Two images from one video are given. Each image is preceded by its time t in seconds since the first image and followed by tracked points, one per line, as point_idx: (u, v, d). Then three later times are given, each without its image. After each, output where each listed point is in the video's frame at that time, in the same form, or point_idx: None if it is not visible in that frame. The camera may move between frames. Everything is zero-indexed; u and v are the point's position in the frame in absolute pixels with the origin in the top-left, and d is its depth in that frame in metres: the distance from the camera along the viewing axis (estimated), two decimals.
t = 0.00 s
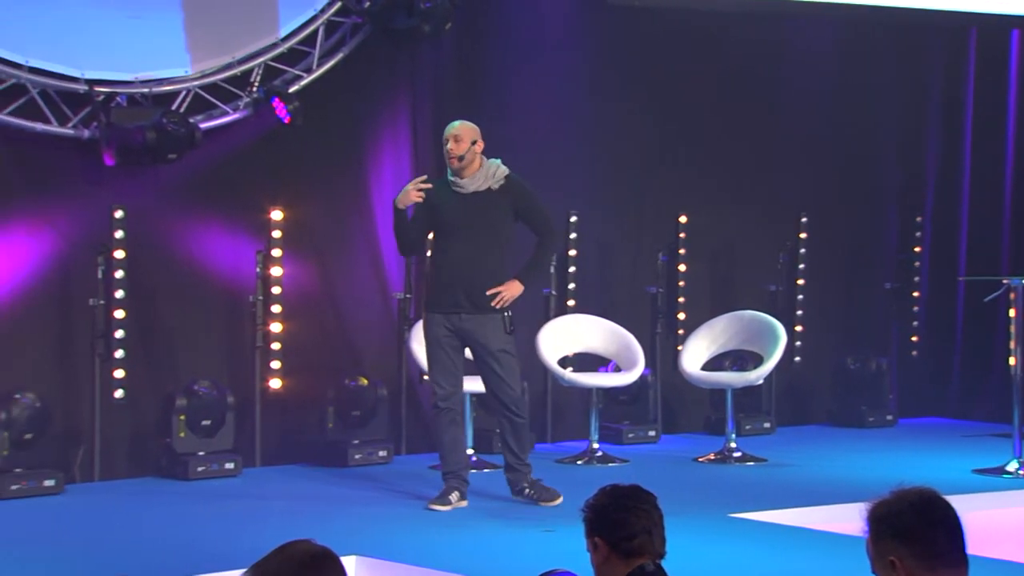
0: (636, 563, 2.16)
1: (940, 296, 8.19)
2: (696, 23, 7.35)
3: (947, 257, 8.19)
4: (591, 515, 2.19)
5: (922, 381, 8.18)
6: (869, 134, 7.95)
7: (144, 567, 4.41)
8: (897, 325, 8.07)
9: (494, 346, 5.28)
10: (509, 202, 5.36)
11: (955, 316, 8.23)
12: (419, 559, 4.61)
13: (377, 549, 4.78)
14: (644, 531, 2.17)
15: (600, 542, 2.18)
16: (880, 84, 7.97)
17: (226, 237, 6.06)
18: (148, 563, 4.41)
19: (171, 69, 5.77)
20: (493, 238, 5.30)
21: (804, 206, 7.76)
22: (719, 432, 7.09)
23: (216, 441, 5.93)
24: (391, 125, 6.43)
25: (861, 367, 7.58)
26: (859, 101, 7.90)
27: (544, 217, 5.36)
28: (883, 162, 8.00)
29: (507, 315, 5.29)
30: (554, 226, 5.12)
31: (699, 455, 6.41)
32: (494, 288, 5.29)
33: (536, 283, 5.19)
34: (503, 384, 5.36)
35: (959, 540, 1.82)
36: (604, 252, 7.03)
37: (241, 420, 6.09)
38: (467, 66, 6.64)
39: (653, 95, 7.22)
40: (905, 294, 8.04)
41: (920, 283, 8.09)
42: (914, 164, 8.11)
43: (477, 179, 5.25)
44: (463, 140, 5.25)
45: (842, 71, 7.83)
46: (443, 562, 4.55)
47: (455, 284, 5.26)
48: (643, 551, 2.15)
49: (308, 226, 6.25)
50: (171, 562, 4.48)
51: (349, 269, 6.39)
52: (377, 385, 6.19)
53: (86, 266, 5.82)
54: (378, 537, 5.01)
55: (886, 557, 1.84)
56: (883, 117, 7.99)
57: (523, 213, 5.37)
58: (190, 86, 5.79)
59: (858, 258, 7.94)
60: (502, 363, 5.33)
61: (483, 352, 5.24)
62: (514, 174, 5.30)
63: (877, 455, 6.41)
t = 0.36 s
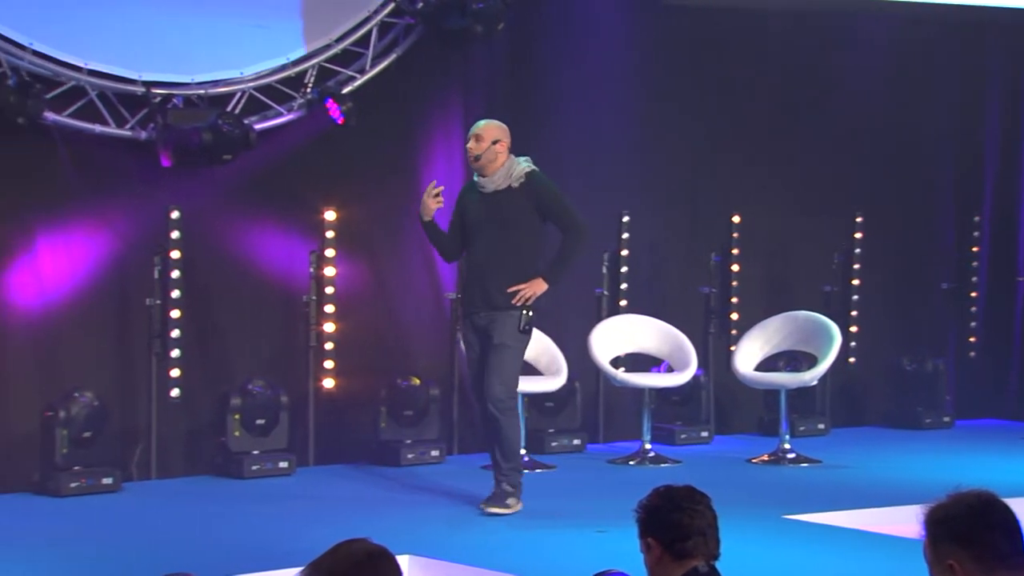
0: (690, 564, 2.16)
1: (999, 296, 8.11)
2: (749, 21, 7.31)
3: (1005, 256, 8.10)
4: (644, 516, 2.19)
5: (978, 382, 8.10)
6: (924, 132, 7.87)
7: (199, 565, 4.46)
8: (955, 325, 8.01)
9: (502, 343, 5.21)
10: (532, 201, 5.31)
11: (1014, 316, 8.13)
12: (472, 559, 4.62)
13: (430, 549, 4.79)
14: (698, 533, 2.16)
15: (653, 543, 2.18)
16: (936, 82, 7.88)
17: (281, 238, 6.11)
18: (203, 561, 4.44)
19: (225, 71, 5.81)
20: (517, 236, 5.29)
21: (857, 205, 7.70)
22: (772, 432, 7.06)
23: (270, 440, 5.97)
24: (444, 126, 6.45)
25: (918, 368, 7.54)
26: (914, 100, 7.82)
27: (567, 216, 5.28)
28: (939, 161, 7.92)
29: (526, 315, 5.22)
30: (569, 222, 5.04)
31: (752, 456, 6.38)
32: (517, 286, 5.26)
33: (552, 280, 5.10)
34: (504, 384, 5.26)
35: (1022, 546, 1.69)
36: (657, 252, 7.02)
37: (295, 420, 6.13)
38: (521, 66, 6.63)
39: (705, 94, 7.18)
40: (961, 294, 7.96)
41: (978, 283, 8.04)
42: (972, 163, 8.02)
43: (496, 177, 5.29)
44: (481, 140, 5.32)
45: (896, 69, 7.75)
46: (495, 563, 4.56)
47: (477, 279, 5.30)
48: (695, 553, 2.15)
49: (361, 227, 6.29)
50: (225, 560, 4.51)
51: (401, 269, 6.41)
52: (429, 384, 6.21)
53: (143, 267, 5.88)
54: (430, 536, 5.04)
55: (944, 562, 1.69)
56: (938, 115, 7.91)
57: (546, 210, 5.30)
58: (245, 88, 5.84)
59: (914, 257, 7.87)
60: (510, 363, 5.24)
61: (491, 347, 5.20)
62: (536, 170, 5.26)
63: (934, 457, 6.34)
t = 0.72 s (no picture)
0: (741, 565, 2.12)
1: None
2: (796, 20, 7.28)
3: None
4: (693, 517, 2.17)
5: None
6: (976, 131, 7.79)
7: (247, 563, 4.50)
8: (1008, 326, 7.92)
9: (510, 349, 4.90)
10: (547, 202, 4.98)
11: None
12: (521, 559, 4.61)
13: (478, 549, 4.79)
14: (748, 534, 2.13)
15: (702, 544, 2.15)
16: (988, 80, 7.81)
17: (330, 239, 6.14)
18: (251, 559, 4.49)
19: (277, 72, 5.93)
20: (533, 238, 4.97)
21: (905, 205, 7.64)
22: (822, 434, 7.03)
23: (319, 439, 5.99)
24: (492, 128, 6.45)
25: (969, 369, 7.45)
26: (965, 99, 7.74)
27: (583, 218, 4.90)
28: (991, 160, 7.84)
29: (540, 320, 4.91)
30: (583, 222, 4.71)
31: (802, 457, 6.34)
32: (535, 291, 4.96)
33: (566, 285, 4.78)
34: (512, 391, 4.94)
35: None
36: (705, 252, 7.00)
37: (344, 420, 6.15)
38: (569, 66, 6.63)
39: (754, 94, 7.16)
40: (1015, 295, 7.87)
41: None
42: None
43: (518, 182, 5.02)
44: (503, 145, 5.04)
45: (946, 67, 7.68)
46: (543, 563, 4.55)
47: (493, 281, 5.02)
48: (745, 554, 2.11)
49: (410, 227, 6.32)
50: (272, 558, 4.54)
51: (450, 269, 6.45)
52: (477, 384, 6.21)
53: (195, 267, 5.98)
54: (479, 536, 5.02)
55: (998, 564, 1.48)
56: (991, 113, 7.82)
57: (564, 213, 4.96)
58: (296, 89, 5.94)
59: (965, 258, 7.79)
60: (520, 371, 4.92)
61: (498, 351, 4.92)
62: (555, 170, 4.94)
63: (989, 461, 6.25)
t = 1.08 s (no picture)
0: (789, 567, 2.14)
1: None
2: (840, 19, 7.26)
3: None
4: (740, 518, 2.19)
5: None
6: None
7: (293, 563, 4.53)
8: None
9: (526, 350, 5.08)
10: (557, 199, 5.09)
11: None
12: (568, 561, 4.60)
13: (524, 549, 4.79)
14: (796, 535, 2.15)
15: (750, 546, 2.17)
16: None
17: (376, 237, 6.19)
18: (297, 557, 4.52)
19: (323, 73, 5.98)
20: (543, 236, 5.10)
21: (952, 204, 7.57)
22: (870, 435, 6.99)
23: (365, 439, 6.02)
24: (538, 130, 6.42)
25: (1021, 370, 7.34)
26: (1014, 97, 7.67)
27: (593, 215, 5.01)
28: None
29: (551, 317, 5.07)
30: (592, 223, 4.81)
31: (850, 459, 6.30)
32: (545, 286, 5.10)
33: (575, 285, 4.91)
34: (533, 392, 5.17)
35: None
36: (750, 252, 6.99)
37: (389, 420, 6.18)
38: (614, 66, 6.62)
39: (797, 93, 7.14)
40: None
41: None
42: None
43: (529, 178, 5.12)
44: (516, 143, 5.12)
45: (993, 66, 7.63)
46: (591, 565, 4.53)
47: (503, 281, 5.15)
48: (793, 556, 2.13)
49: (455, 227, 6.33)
50: (317, 557, 4.57)
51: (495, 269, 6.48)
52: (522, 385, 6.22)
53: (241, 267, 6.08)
54: (524, 536, 5.02)
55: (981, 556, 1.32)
56: None
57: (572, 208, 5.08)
58: (342, 89, 5.98)
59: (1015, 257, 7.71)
60: (539, 370, 5.12)
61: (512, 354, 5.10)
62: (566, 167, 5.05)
63: None
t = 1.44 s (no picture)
0: (832, 569, 2.11)
1: None
2: (873, 21, 7.34)
3: None
4: (783, 520, 2.16)
5: None
6: None
7: (335, 563, 4.53)
8: None
9: (550, 352, 5.24)
10: (571, 200, 5.28)
11: None
12: (612, 561, 4.58)
13: (567, 549, 4.78)
14: (839, 538, 2.12)
15: (793, 548, 2.14)
16: None
17: (416, 239, 6.23)
18: (340, 556, 4.55)
19: (364, 74, 6.02)
20: (560, 237, 5.29)
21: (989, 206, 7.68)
22: (915, 436, 7.00)
23: (406, 439, 6.05)
24: (579, 131, 6.44)
25: None
26: None
27: (607, 212, 5.20)
28: None
29: (570, 319, 5.24)
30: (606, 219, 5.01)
31: (893, 461, 6.28)
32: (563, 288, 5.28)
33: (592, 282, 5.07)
34: (560, 395, 5.30)
35: None
36: (789, 253, 7.08)
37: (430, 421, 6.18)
38: (653, 66, 6.65)
39: (830, 95, 7.22)
40: None
41: None
42: None
43: (543, 175, 5.30)
44: (530, 143, 5.29)
45: None
46: (635, 566, 4.52)
47: (522, 284, 5.33)
48: (837, 558, 2.10)
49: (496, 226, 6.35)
50: (358, 556, 4.60)
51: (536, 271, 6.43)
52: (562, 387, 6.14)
53: (284, 266, 6.19)
54: (566, 537, 5.01)
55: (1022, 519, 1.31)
56: None
57: (588, 209, 5.28)
58: (383, 90, 6.03)
59: None
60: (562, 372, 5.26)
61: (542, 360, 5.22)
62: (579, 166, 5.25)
63: None
